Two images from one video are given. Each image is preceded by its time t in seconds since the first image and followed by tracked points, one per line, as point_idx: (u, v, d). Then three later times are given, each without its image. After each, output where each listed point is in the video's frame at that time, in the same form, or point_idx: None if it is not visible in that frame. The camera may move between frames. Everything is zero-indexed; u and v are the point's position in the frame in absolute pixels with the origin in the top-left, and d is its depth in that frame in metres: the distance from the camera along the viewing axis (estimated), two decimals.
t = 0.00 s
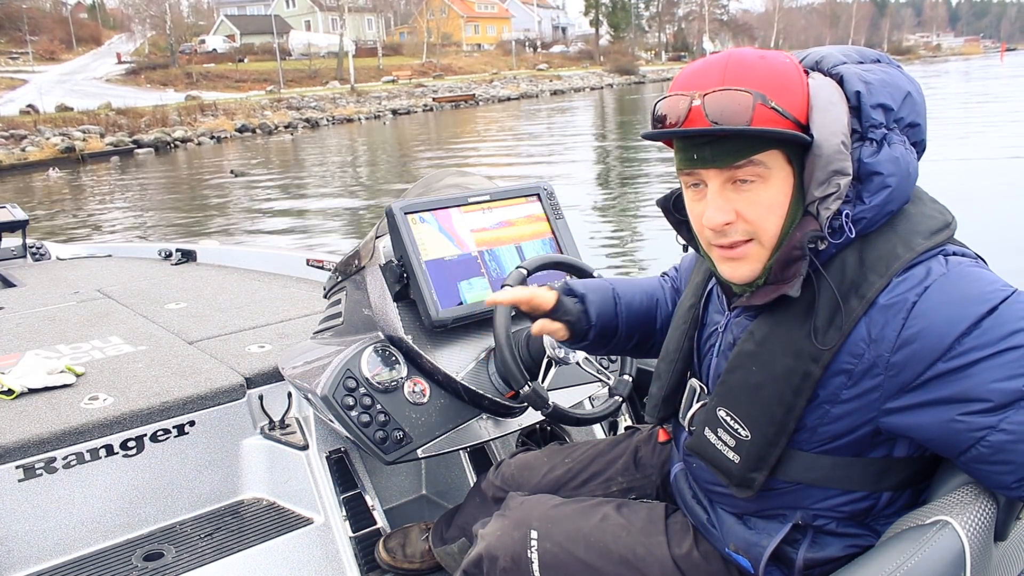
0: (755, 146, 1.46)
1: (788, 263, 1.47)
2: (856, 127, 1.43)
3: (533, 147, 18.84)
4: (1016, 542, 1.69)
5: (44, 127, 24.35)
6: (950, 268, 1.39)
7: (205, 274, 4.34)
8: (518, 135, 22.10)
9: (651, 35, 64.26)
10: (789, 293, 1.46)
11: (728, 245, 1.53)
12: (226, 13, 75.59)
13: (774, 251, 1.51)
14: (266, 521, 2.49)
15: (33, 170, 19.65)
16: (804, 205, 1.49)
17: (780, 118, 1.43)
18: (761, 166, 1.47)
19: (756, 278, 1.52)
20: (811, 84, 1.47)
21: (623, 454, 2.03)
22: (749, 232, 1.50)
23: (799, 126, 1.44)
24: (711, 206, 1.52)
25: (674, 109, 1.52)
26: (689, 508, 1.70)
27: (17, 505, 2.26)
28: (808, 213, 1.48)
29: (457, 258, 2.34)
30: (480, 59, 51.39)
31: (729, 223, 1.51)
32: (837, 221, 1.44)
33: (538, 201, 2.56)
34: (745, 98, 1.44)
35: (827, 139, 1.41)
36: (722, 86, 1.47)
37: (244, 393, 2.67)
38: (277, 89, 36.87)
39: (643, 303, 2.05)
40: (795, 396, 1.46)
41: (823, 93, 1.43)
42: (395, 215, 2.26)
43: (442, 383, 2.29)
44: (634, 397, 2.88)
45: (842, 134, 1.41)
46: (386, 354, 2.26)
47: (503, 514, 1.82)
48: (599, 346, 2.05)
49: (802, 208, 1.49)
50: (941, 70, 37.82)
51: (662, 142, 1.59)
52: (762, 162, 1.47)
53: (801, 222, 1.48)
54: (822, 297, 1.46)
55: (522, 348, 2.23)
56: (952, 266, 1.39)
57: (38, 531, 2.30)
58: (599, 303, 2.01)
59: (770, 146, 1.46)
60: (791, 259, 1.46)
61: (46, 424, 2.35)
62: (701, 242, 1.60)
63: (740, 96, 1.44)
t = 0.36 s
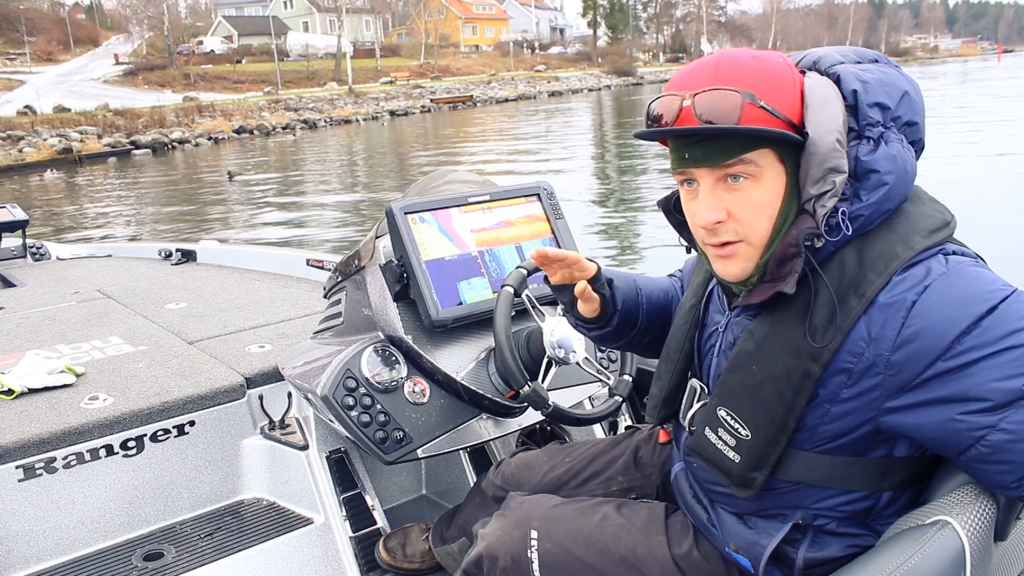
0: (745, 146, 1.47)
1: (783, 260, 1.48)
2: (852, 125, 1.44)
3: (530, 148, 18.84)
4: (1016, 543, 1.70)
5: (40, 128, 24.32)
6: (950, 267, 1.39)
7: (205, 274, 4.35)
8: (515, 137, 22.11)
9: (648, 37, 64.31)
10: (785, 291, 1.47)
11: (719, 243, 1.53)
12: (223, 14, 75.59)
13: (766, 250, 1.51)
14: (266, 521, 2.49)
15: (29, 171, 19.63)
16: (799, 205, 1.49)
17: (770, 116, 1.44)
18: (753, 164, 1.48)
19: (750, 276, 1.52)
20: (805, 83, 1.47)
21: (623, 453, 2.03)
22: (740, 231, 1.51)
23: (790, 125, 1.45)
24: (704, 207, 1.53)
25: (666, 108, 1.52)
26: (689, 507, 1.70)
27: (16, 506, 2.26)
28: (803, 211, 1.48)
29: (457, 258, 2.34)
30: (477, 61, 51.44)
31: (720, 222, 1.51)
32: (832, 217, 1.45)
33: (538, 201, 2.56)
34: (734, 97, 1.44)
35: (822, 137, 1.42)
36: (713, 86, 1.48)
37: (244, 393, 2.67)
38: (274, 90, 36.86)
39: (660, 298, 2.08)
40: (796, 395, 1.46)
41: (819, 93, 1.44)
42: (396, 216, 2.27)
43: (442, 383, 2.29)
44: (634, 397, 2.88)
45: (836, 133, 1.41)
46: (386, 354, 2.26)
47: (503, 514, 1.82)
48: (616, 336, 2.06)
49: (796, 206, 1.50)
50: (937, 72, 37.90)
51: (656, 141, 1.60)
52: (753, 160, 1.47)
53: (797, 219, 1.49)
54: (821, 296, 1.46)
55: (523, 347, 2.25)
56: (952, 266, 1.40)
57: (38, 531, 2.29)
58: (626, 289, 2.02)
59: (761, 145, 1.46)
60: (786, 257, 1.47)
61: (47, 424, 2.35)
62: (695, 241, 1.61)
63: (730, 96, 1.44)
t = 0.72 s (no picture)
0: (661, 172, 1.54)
1: (777, 261, 1.47)
2: (850, 124, 1.42)
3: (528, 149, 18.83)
4: (1016, 542, 1.70)
5: (37, 129, 24.31)
6: (950, 267, 1.39)
7: (204, 274, 4.34)
8: (512, 138, 22.11)
9: (645, 39, 64.29)
10: (778, 291, 1.47)
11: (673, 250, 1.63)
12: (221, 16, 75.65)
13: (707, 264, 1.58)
14: (266, 521, 2.49)
15: (26, 173, 19.62)
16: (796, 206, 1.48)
17: (677, 151, 1.51)
18: (678, 192, 1.54)
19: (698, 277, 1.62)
20: (798, 84, 1.47)
21: (623, 454, 2.03)
22: (680, 241, 1.60)
23: (701, 158, 1.48)
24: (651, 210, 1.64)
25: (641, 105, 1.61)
26: (689, 508, 1.70)
27: (17, 506, 2.27)
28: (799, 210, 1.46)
29: (457, 258, 2.34)
30: (475, 63, 51.44)
31: (663, 228, 1.62)
32: (833, 216, 1.43)
33: (538, 201, 2.56)
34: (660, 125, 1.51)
35: (820, 137, 1.39)
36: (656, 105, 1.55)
37: (245, 393, 2.67)
38: (271, 92, 36.84)
39: (641, 316, 2.06)
40: (796, 395, 1.46)
41: (815, 93, 1.43)
42: (396, 216, 2.27)
43: (442, 383, 2.29)
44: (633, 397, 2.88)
45: (835, 133, 1.40)
46: (386, 354, 2.26)
47: (503, 515, 1.81)
48: (590, 357, 2.04)
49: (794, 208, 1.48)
50: (934, 75, 37.92)
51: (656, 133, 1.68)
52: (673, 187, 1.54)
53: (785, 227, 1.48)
54: (821, 295, 1.46)
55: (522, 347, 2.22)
56: (953, 265, 1.40)
57: (38, 531, 2.29)
58: (591, 312, 2.03)
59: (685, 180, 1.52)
60: (780, 258, 1.46)
61: (46, 424, 2.35)
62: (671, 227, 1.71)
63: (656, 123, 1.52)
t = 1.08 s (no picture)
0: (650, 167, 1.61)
1: (772, 257, 1.46)
2: (848, 122, 1.43)
3: (526, 147, 18.81)
4: (1015, 542, 1.70)
5: (35, 128, 24.29)
6: (949, 264, 1.39)
7: (204, 274, 4.34)
8: (510, 136, 22.09)
9: (643, 36, 64.23)
10: (772, 286, 1.46)
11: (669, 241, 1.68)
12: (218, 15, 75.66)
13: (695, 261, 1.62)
14: (266, 521, 2.49)
15: (24, 172, 19.60)
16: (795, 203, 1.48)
17: (663, 148, 1.56)
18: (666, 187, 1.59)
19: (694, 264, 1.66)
20: (797, 83, 1.48)
21: (623, 454, 2.03)
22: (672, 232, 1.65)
23: (679, 158, 1.54)
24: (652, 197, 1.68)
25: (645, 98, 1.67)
26: (688, 507, 1.70)
27: (17, 506, 2.27)
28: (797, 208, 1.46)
29: (457, 258, 2.34)
30: (473, 61, 51.38)
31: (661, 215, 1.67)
32: (830, 212, 1.43)
33: (538, 201, 2.56)
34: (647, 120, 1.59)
35: (818, 134, 1.40)
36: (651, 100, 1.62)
37: (244, 393, 2.67)
38: (269, 91, 36.80)
39: (643, 322, 2.07)
40: (793, 391, 1.46)
41: (813, 91, 1.43)
42: (395, 216, 2.27)
43: (442, 383, 2.29)
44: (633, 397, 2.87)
45: (832, 130, 1.40)
46: (386, 354, 2.26)
47: (503, 514, 1.81)
48: (589, 361, 2.04)
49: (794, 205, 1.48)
50: (931, 72, 37.87)
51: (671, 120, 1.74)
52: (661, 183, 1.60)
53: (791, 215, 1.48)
54: (818, 292, 1.46)
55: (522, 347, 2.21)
56: (951, 263, 1.40)
57: (38, 531, 2.30)
58: (592, 316, 2.02)
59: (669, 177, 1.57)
60: (775, 254, 1.46)
61: (46, 424, 2.35)
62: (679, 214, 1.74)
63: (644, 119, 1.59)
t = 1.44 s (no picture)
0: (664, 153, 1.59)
1: (773, 249, 1.46)
2: (852, 118, 1.43)
3: (524, 148, 18.81)
4: (1016, 543, 1.70)
5: (31, 129, 24.25)
6: (951, 263, 1.39)
7: (204, 275, 4.34)
8: (508, 138, 22.09)
9: (640, 37, 64.25)
10: (773, 277, 1.46)
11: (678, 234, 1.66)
12: (215, 15, 75.66)
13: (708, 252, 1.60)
14: (266, 521, 2.49)
15: (21, 172, 19.57)
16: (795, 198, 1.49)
17: (680, 133, 1.54)
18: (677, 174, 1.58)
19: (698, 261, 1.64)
20: (805, 78, 1.49)
21: (623, 454, 2.03)
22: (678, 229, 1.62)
23: (698, 141, 1.52)
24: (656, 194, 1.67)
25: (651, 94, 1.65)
26: (688, 507, 1.70)
27: (17, 506, 2.27)
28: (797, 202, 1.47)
29: (457, 258, 2.34)
30: (471, 61, 51.38)
31: (666, 211, 1.65)
32: (832, 206, 1.44)
33: (538, 201, 2.57)
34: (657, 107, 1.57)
35: (821, 127, 1.41)
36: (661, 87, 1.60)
37: (244, 393, 2.68)
38: (266, 91, 36.78)
39: (646, 324, 2.07)
40: (795, 387, 1.46)
41: (818, 86, 1.44)
42: (395, 216, 2.28)
43: (441, 383, 2.29)
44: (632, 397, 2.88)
45: (835, 123, 1.41)
46: (386, 354, 2.26)
47: (503, 513, 1.81)
48: (593, 364, 2.04)
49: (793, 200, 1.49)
50: (927, 73, 37.91)
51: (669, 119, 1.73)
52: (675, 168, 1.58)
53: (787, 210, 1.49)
54: (820, 288, 1.46)
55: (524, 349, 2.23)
56: (954, 261, 1.40)
57: (38, 531, 2.29)
58: (595, 319, 2.03)
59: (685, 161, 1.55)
60: (776, 246, 1.46)
61: (47, 424, 2.35)
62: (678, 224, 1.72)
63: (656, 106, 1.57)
